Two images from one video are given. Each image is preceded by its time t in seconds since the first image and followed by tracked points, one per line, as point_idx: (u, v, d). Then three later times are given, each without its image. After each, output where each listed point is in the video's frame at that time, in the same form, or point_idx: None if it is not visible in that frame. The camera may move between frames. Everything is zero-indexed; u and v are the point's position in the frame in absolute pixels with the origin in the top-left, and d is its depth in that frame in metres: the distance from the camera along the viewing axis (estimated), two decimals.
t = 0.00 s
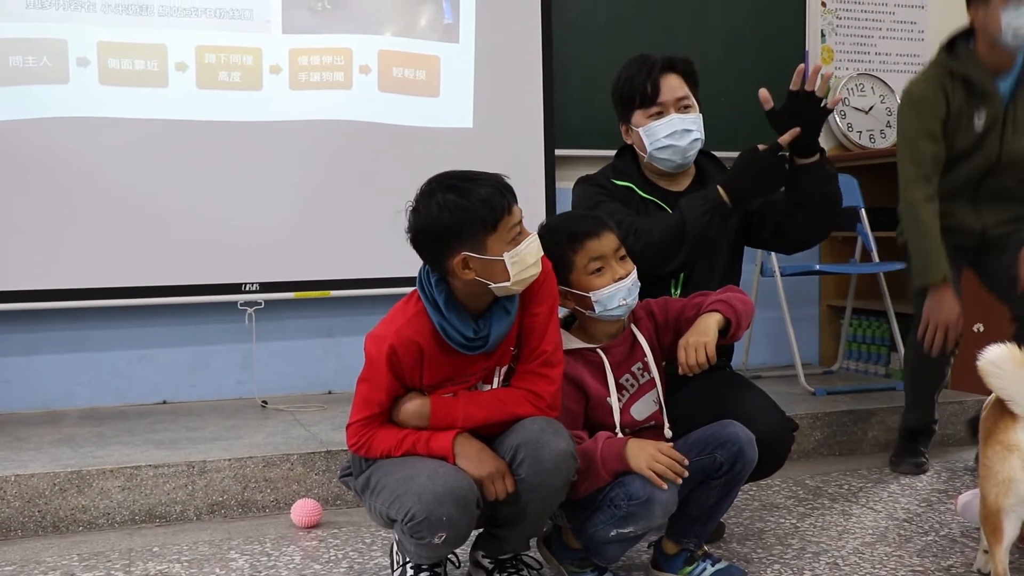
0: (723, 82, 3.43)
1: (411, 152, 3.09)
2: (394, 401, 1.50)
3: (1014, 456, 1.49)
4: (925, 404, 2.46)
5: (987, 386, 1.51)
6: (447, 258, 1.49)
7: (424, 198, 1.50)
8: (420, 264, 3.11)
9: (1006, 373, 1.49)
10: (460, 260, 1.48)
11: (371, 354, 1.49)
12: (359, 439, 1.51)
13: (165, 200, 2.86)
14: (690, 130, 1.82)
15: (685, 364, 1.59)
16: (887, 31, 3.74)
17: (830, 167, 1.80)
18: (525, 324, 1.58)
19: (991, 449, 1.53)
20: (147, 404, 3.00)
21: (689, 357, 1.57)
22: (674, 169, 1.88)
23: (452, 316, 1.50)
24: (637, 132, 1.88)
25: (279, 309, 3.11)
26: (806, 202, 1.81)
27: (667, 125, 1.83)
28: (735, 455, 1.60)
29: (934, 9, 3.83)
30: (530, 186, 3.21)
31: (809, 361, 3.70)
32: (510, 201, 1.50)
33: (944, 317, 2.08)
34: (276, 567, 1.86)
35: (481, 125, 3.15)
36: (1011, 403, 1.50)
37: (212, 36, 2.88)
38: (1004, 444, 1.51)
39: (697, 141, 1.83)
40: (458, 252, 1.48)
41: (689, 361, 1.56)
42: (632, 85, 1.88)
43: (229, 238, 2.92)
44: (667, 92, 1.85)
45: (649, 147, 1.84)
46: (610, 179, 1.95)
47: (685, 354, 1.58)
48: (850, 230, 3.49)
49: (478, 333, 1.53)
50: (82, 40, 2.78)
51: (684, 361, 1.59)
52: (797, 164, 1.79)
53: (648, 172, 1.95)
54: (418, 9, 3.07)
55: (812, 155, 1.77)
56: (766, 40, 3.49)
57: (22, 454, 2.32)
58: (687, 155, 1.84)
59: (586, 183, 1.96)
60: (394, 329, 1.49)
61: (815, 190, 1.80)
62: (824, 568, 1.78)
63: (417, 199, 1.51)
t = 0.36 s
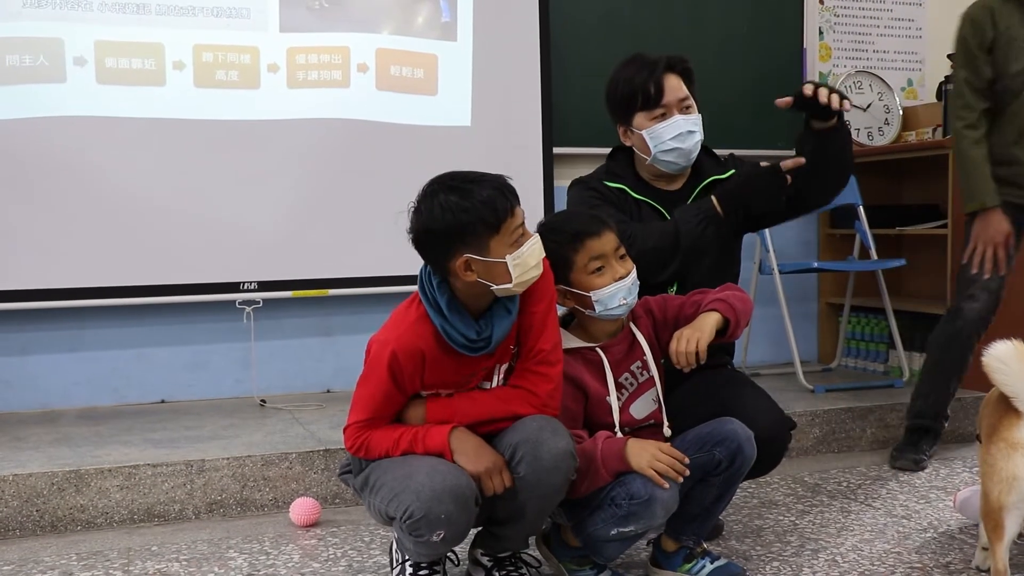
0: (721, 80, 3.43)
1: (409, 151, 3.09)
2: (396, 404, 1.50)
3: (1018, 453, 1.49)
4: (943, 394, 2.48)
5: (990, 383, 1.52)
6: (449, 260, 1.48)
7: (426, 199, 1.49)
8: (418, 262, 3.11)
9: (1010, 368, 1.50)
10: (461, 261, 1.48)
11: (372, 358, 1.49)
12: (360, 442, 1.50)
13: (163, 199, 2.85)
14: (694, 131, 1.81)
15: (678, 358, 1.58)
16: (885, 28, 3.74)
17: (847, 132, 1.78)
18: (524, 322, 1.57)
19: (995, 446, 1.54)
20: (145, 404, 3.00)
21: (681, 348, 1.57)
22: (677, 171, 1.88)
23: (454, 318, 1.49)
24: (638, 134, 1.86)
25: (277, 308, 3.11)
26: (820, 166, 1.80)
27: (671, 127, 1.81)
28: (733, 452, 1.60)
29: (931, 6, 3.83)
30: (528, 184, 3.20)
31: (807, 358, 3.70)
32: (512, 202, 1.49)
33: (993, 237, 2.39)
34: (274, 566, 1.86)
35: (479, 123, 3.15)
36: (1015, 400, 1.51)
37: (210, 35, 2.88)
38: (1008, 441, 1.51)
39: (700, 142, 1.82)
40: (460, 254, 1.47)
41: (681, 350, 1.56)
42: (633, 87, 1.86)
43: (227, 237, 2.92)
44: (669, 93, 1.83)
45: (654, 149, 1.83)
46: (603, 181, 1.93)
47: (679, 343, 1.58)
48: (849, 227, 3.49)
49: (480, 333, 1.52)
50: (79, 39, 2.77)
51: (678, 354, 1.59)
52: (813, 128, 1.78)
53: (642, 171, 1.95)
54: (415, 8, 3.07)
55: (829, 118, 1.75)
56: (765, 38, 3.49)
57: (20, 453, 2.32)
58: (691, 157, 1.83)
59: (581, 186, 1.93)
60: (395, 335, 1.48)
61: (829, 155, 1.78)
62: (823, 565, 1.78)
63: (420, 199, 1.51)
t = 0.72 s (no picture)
0: (720, 80, 3.43)
1: (407, 150, 3.08)
2: (394, 393, 1.50)
3: (1021, 454, 1.50)
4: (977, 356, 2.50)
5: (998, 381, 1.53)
6: (447, 258, 1.48)
7: (426, 197, 1.49)
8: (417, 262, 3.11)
9: (1017, 367, 1.51)
10: (459, 260, 1.48)
11: (372, 341, 1.50)
12: (361, 431, 1.50)
13: (162, 199, 2.85)
14: (683, 142, 1.82)
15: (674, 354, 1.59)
16: (883, 28, 3.74)
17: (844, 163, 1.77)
18: (520, 322, 1.57)
19: (997, 446, 1.54)
20: (143, 403, 3.00)
21: (677, 343, 1.58)
22: (665, 181, 1.88)
23: (451, 309, 1.49)
24: (627, 147, 1.86)
25: (276, 308, 3.11)
26: (813, 193, 1.79)
27: (660, 141, 1.81)
28: (733, 452, 1.60)
29: (930, 6, 3.83)
30: (527, 184, 3.20)
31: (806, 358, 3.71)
32: (512, 202, 1.49)
33: None
34: (273, 566, 1.86)
35: (478, 122, 3.15)
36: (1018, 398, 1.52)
37: (209, 34, 2.88)
38: (1011, 442, 1.52)
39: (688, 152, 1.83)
40: (458, 253, 1.47)
41: (677, 346, 1.57)
42: (618, 101, 1.84)
43: (226, 236, 2.92)
44: (655, 106, 1.82)
45: (643, 163, 1.83)
46: (592, 191, 1.92)
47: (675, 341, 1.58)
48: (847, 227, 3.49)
49: (475, 327, 1.51)
50: (78, 39, 2.77)
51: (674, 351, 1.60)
52: (812, 158, 1.77)
53: (630, 178, 1.94)
54: (414, 8, 3.06)
55: (830, 151, 1.74)
56: (763, 37, 3.49)
57: (18, 453, 2.32)
58: (680, 168, 1.84)
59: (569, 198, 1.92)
60: (393, 316, 1.49)
61: (825, 184, 1.77)
62: (822, 565, 1.78)
63: (419, 197, 1.51)
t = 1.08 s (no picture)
0: (720, 82, 3.44)
1: (408, 151, 3.09)
2: (400, 389, 1.50)
3: (1019, 457, 1.50)
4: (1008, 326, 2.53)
5: (995, 385, 1.53)
6: (442, 250, 1.49)
7: (422, 189, 1.50)
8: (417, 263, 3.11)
9: (1015, 370, 1.51)
10: (452, 252, 1.48)
11: (369, 330, 1.51)
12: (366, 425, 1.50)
13: (161, 199, 2.85)
14: (671, 149, 1.81)
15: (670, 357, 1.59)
16: (883, 31, 3.74)
17: (840, 173, 1.77)
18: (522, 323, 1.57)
19: (996, 450, 1.54)
20: (142, 404, 3.00)
21: (672, 345, 1.58)
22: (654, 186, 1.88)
23: (442, 302, 1.51)
24: (615, 151, 1.87)
25: (275, 309, 3.11)
26: (808, 204, 1.79)
27: (648, 146, 1.81)
28: (733, 454, 1.60)
29: (930, 9, 3.84)
30: (528, 185, 3.21)
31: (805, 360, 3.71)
32: (508, 197, 1.49)
33: None
34: (272, 566, 1.85)
35: (478, 123, 3.15)
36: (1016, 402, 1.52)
37: (210, 34, 2.88)
38: (1010, 445, 1.52)
39: (677, 161, 1.82)
40: (452, 245, 1.48)
41: (672, 348, 1.57)
42: (608, 105, 1.85)
43: (226, 236, 2.92)
44: (645, 111, 1.83)
45: (631, 167, 1.84)
46: (585, 195, 1.92)
47: (672, 344, 1.59)
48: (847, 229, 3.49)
49: (466, 322, 1.52)
50: (78, 39, 2.77)
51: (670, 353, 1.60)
52: (808, 169, 1.77)
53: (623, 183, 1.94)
54: (414, 9, 3.07)
55: (827, 162, 1.74)
56: (763, 39, 3.49)
57: (16, 453, 2.32)
58: (668, 175, 1.84)
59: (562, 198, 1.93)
60: (388, 304, 1.51)
61: (821, 194, 1.77)
62: (821, 568, 1.78)
63: (416, 189, 1.52)
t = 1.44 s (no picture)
0: (722, 85, 3.44)
1: (409, 154, 3.09)
2: (398, 401, 1.50)
3: (1019, 460, 1.50)
4: None
5: (994, 387, 1.53)
6: (444, 260, 1.49)
7: (418, 198, 1.50)
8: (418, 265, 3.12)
9: (1015, 373, 1.52)
10: (449, 259, 1.48)
11: (371, 348, 1.50)
12: (364, 440, 1.51)
13: (163, 200, 2.85)
14: (668, 147, 1.81)
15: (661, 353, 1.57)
16: (884, 35, 3.75)
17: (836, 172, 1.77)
18: (523, 326, 1.57)
19: (995, 453, 1.54)
20: (143, 404, 3.00)
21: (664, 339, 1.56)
22: (653, 185, 1.88)
23: (451, 314, 1.50)
24: (612, 149, 1.87)
25: (276, 310, 3.11)
26: (803, 202, 1.79)
27: (645, 143, 1.81)
28: (732, 457, 1.60)
29: (931, 13, 3.84)
30: (529, 188, 3.21)
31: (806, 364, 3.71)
32: (503, 203, 1.49)
33: None
34: (272, 568, 1.86)
35: (480, 126, 3.15)
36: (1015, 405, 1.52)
37: (212, 36, 2.88)
38: (1009, 448, 1.52)
39: (674, 158, 1.82)
40: (451, 253, 1.48)
41: (664, 341, 1.56)
42: (605, 104, 1.86)
43: (227, 237, 2.92)
44: (641, 110, 1.83)
45: (627, 165, 1.84)
46: (585, 196, 1.92)
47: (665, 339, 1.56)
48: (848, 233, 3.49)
49: (476, 331, 1.52)
50: (80, 40, 2.77)
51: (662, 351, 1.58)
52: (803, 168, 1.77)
53: (621, 185, 1.94)
54: (416, 11, 3.07)
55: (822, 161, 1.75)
56: (765, 43, 3.49)
57: (17, 453, 2.32)
58: (665, 173, 1.83)
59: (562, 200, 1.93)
60: (390, 322, 1.49)
61: (817, 193, 1.77)
62: (821, 572, 1.78)
63: (412, 199, 1.52)
